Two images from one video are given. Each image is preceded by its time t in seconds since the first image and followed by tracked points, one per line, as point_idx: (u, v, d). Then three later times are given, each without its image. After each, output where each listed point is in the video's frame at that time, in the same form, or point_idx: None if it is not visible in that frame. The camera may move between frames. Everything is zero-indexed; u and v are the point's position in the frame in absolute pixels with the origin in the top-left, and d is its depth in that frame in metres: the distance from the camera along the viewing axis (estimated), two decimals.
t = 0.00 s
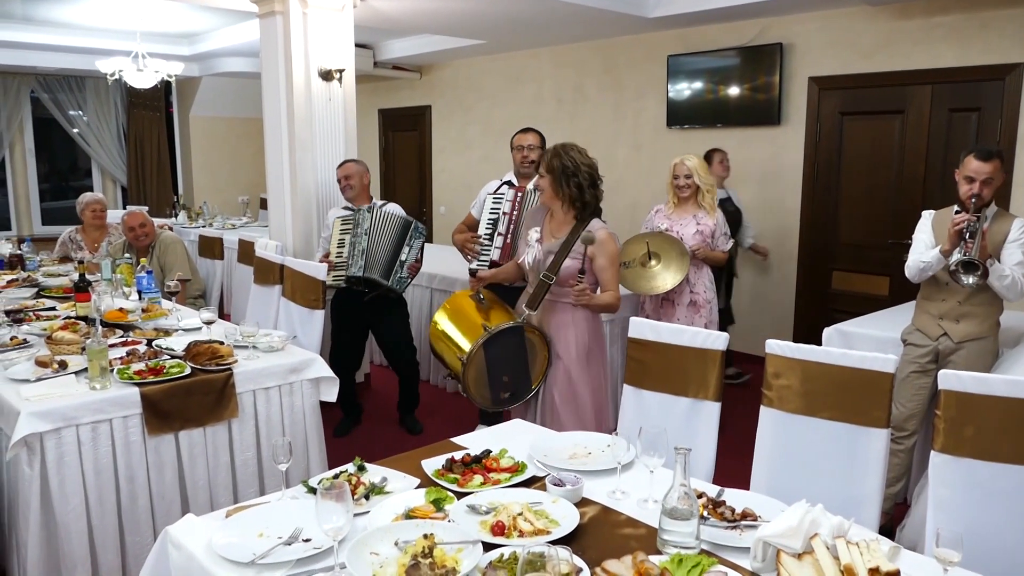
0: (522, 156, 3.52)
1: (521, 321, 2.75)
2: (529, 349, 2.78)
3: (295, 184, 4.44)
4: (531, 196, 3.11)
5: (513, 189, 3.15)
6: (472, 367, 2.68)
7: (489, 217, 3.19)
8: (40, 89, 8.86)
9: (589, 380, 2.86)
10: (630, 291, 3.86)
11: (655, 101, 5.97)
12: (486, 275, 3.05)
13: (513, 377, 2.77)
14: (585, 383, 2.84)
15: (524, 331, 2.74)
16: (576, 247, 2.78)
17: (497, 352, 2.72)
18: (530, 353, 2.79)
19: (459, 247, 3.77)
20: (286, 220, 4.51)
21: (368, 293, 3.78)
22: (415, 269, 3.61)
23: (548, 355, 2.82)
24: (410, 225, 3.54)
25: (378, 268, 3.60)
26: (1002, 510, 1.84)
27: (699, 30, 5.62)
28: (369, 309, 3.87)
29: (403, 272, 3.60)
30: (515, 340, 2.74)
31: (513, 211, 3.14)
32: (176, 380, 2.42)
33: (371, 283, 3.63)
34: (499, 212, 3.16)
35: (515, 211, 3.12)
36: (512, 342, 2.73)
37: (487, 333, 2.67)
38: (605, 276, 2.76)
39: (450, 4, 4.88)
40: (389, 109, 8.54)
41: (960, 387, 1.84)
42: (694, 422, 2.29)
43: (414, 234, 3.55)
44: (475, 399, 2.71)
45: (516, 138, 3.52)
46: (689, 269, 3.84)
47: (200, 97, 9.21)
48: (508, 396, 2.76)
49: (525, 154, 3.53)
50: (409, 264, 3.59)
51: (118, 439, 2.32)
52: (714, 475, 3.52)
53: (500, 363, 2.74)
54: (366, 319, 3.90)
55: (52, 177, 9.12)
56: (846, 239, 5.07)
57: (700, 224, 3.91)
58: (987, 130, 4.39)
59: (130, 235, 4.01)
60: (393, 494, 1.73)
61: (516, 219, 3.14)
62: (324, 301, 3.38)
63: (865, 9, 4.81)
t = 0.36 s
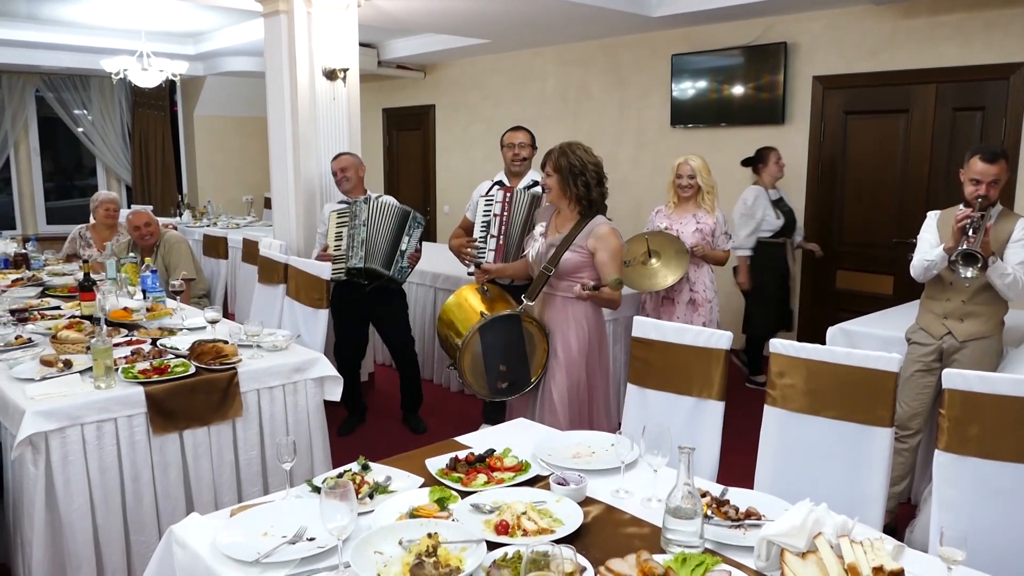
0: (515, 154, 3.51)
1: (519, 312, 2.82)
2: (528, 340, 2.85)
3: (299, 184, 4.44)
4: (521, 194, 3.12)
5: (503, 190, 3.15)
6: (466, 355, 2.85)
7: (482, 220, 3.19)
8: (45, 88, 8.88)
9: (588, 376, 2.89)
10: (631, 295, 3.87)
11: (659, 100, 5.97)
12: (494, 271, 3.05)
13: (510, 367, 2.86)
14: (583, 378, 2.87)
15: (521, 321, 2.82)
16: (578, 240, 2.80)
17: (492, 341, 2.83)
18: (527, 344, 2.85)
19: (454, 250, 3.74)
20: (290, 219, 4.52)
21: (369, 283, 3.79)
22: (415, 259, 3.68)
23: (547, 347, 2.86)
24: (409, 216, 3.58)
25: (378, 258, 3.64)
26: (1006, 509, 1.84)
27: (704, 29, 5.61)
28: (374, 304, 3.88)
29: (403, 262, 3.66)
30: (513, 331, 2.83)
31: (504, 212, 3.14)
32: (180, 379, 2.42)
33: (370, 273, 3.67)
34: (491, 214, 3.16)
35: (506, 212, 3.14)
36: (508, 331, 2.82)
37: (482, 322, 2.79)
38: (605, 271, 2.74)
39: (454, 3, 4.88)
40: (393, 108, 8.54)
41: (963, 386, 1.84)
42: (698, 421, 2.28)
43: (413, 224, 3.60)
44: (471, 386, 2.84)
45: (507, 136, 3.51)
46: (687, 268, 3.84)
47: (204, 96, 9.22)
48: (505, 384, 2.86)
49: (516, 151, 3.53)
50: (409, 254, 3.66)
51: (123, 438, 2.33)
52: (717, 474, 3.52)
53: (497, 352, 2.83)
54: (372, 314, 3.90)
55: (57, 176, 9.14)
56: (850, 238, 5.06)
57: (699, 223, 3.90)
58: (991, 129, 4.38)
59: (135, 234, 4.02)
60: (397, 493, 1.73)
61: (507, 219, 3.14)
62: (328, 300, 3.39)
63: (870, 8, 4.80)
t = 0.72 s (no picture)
0: (508, 156, 3.51)
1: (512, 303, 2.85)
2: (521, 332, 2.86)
3: (300, 183, 4.45)
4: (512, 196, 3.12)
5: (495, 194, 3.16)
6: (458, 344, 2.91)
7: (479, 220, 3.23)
8: (48, 88, 8.89)
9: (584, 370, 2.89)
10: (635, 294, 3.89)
11: (661, 100, 5.97)
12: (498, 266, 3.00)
13: (502, 359, 2.87)
14: (577, 372, 2.87)
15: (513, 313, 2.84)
16: (574, 236, 2.80)
17: (483, 331, 2.88)
18: (520, 337, 2.86)
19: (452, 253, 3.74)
20: (292, 219, 4.53)
21: (366, 290, 3.83)
22: (410, 261, 3.70)
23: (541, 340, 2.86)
24: (402, 217, 3.62)
25: (373, 263, 3.66)
26: (1007, 509, 1.84)
27: (706, 29, 5.60)
28: (368, 307, 3.90)
29: (398, 265, 3.68)
30: (505, 322, 2.85)
31: (498, 213, 3.16)
32: (183, 378, 2.43)
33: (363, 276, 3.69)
34: (486, 215, 3.19)
35: (500, 213, 3.15)
36: (499, 322, 2.86)
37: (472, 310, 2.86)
38: (595, 263, 2.71)
39: (456, 3, 4.88)
40: (395, 108, 8.55)
41: (965, 386, 1.84)
42: (700, 421, 2.29)
43: (406, 226, 3.64)
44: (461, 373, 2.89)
45: (500, 136, 3.50)
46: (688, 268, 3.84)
47: (207, 96, 9.23)
48: (497, 376, 2.87)
49: (510, 152, 3.52)
50: (403, 257, 3.67)
51: (126, 437, 2.33)
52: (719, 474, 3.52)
53: (488, 342, 2.87)
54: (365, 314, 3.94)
55: (59, 176, 9.15)
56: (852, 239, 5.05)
57: (701, 223, 3.89)
58: (993, 130, 4.38)
59: (138, 233, 4.02)
60: (399, 493, 1.73)
61: (501, 220, 3.16)
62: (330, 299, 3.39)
63: (871, 8, 4.80)
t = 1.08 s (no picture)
0: (516, 154, 3.51)
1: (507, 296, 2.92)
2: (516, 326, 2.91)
3: (303, 184, 4.45)
4: (517, 195, 3.16)
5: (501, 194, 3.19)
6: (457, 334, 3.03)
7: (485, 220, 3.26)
8: (51, 90, 8.91)
9: (586, 365, 2.89)
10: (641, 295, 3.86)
11: (664, 100, 5.96)
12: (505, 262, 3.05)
13: (496, 351, 2.95)
14: (578, 366, 2.87)
15: (509, 306, 2.91)
16: (576, 233, 2.81)
17: (480, 323, 2.97)
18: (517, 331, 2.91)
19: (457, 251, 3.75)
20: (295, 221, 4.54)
21: (369, 289, 3.85)
22: (410, 258, 3.72)
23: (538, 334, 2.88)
24: (400, 214, 3.65)
25: (374, 262, 3.69)
26: (1010, 509, 1.84)
27: (709, 29, 5.60)
28: (372, 308, 3.92)
29: (399, 263, 3.71)
30: (500, 315, 2.92)
31: (504, 214, 3.19)
32: (186, 380, 2.43)
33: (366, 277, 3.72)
34: (492, 216, 3.22)
35: (505, 214, 3.18)
36: (496, 314, 2.93)
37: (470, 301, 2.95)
38: (596, 261, 2.71)
39: (458, 4, 4.88)
40: (398, 109, 8.55)
41: (967, 385, 1.84)
42: (702, 421, 2.28)
43: (405, 223, 3.67)
44: (458, 364, 3.00)
45: (506, 137, 3.50)
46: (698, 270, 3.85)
47: (210, 98, 9.24)
48: (492, 368, 2.95)
49: (517, 152, 3.52)
50: (403, 254, 3.70)
51: (129, 438, 2.34)
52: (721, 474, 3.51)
53: (485, 334, 2.97)
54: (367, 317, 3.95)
55: (64, 178, 9.18)
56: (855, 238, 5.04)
57: (711, 223, 3.92)
58: (997, 129, 4.37)
59: (141, 235, 4.03)
60: (402, 493, 1.74)
61: (507, 221, 3.18)
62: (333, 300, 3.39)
63: (874, 7, 4.79)
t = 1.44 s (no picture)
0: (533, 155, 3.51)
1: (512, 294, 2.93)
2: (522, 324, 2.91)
3: (306, 185, 4.46)
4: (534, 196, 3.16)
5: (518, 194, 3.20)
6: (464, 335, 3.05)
7: (498, 220, 3.27)
8: (55, 92, 8.93)
9: (591, 367, 2.88)
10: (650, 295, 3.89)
11: (667, 100, 5.96)
12: (504, 264, 3.06)
13: (504, 350, 2.96)
14: (583, 368, 2.87)
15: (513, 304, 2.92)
16: (584, 236, 2.79)
17: (485, 323, 2.98)
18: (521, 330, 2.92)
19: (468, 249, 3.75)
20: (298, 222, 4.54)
21: (374, 285, 3.85)
22: (409, 249, 3.69)
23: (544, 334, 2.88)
24: (395, 206, 3.69)
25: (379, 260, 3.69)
26: (1015, 511, 1.83)
27: (711, 29, 5.59)
28: (377, 307, 3.92)
29: (399, 258, 3.70)
30: (506, 314, 2.94)
31: (519, 214, 3.20)
32: (189, 381, 2.43)
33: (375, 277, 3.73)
34: (507, 216, 3.23)
35: (521, 213, 3.18)
36: (501, 314, 2.94)
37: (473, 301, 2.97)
38: (607, 267, 2.72)
39: (461, 5, 4.88)
40: (401, 109, 8.55)
41: (973, 386, 1.83)
42: (706, 421, 2.28)
43: (398, 213, 3.69)
44: (466, 365, 3.01)
45: (528, 137, 3.51)
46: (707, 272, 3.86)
47: (213, 100, 9.26)
48: (500, 368, 2.96)
49: (538, 152, 3.51)
50: (400, 246, 3.68)
51: (133, 440, 2.34)
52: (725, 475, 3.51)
53: (491, 334, 2.98)
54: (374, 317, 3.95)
55: (67, 179, 9.18)
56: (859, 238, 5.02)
57: (721, 225, 3.90)
58: (1002, 129, 4.36)
59: (145, 236, 4.03)
60: (405, 495, 1.73)
61: (521, 221, 3.19)
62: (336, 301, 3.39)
63: (877, 7, 4.78)
